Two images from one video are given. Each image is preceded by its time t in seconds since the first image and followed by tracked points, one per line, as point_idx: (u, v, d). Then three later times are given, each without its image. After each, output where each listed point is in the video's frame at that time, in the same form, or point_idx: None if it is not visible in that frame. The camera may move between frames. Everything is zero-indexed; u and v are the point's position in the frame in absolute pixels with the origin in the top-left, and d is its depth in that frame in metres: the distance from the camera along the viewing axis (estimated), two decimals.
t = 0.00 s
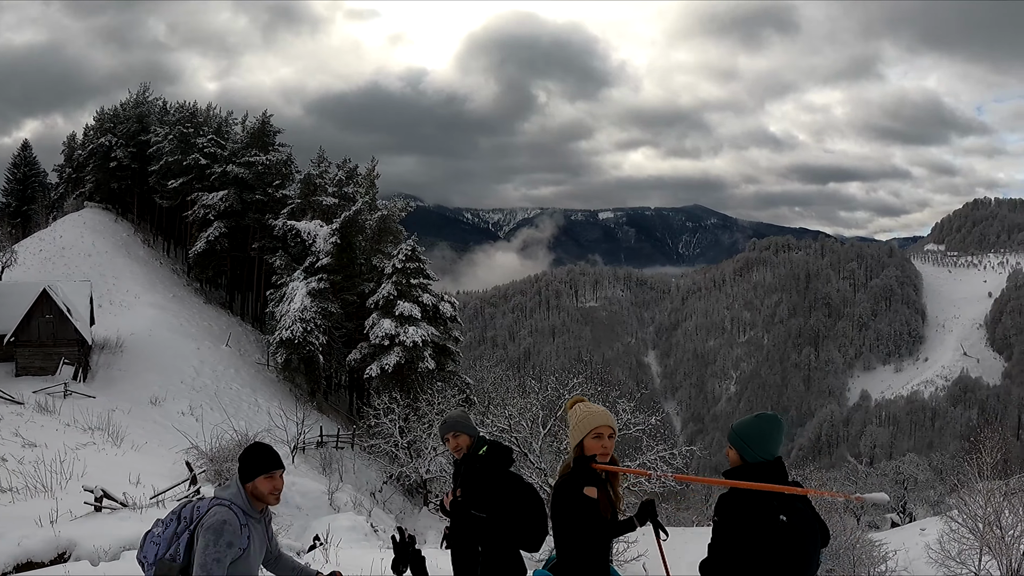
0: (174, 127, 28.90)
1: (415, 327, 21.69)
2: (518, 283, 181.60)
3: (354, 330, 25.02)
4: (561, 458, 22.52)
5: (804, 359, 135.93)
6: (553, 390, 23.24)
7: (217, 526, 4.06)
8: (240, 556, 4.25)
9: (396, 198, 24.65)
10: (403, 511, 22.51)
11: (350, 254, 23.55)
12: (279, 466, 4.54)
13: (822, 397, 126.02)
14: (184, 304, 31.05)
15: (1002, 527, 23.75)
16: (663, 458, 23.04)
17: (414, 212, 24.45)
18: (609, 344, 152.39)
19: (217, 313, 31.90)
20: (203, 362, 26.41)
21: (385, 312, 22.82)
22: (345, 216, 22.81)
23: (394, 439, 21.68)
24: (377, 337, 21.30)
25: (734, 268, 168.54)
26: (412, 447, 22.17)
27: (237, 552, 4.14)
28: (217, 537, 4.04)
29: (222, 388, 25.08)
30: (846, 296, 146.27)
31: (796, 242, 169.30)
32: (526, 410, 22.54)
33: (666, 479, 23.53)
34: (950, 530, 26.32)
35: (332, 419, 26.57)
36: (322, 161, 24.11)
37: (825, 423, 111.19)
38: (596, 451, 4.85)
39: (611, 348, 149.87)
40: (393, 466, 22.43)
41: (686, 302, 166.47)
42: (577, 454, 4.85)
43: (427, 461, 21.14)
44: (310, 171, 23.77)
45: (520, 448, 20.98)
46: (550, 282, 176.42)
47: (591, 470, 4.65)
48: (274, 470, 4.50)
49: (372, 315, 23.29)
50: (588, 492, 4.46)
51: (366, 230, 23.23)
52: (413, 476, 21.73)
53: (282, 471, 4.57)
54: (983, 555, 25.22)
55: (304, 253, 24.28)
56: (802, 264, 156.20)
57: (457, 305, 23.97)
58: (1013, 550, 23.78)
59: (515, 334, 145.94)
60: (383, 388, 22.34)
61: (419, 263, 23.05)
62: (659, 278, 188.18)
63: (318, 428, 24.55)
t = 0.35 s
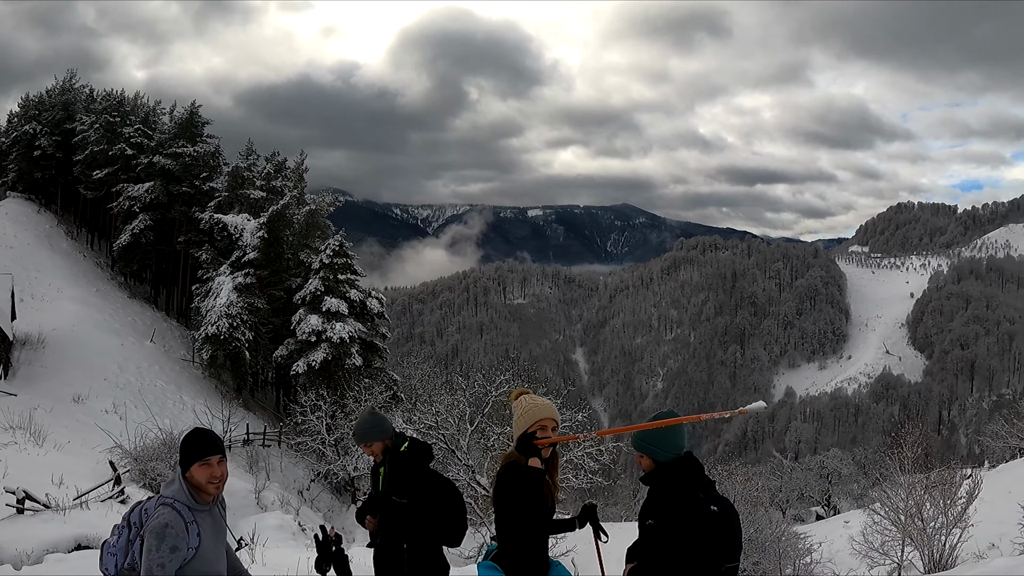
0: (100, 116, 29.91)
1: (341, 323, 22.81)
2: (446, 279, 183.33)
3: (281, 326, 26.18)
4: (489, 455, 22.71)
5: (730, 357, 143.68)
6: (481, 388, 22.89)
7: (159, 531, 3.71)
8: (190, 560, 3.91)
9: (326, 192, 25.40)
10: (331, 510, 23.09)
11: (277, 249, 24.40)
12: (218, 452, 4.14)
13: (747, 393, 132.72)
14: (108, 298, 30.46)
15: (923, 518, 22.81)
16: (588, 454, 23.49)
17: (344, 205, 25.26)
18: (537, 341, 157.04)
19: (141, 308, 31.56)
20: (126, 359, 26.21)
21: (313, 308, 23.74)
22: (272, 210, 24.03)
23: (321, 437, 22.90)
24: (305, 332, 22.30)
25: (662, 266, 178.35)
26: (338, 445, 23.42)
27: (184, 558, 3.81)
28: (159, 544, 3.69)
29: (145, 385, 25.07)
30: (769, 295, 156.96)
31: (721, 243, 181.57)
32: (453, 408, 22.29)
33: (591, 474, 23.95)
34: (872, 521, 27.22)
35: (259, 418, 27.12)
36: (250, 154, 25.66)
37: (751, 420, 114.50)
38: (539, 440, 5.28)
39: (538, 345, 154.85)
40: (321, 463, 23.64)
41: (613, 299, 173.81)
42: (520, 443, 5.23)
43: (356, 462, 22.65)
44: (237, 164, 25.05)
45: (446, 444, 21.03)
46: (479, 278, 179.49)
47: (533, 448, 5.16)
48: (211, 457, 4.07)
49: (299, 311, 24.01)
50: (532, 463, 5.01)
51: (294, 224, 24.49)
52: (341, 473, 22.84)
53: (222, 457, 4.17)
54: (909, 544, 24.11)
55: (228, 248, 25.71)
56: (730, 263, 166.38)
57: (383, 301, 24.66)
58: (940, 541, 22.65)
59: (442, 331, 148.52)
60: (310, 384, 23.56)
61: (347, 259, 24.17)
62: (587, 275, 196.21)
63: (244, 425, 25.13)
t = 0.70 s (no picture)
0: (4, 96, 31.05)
1: (247, 314, 22.88)
2: (353, 273, 187.32)
3: (185, 315, 26.93)
4: (397, 450, 23.06)
5: (634, 353, 156.88)
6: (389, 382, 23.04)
7: (104, 528, 4.10)
8: (131, 560, 4.30)
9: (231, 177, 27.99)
10: (236, 506, 23.09)
11: (182, 237, 25.59)
12: (167, 446, 4.56)
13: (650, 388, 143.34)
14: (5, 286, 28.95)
15: (824, 509, 22.48)
16: (498, 449, 23.29)
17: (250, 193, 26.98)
18: (445, 336, 166.21)
19: (43, 297, 30.30)
20: (26, 350, 25.28)
21: (219, 298, 23.73)
22: (179, 199, 24.69)
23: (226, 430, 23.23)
24: (209, 324, 22.25)
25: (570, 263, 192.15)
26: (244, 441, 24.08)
27: (127, 556, 4.23)
28: (103, 541, 4.09)
29: (45, 376, 24.31)
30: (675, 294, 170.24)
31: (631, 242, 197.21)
32: (359, 402, 22.29)
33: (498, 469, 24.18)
34: (774, 514, 28.18)
35: (160, 412, 27.23)
36: (156, 141, 27.49)
37: (657, 416, 123.22)
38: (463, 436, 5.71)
39: (446, 339, 163.72)
40: (226, 458, 23.96)
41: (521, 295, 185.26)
42: (444, 440, 5.59)
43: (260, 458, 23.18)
44: (144, 150, 27.05)
45: (352, 439, 20.76)
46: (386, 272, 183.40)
47: (460, 441, 5.50)
48: (161, 451, 4.51)
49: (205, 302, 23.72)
50: (459, 456, 5.32)
51: (198, 214, 25.41)
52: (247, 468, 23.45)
53: (171, 453, 4.59)
54: (811, 536, 23.81)
55: (133, 234, 27.11)
56: (637, 263, 180.46)
57: (289, 293, 25.81)
58: (840, 531, 22.30)
59: (351, 324, 153.74)
60: (215, 376, 23.56)
61: (254, 249, 24.34)
62: (495, 271, 207.85)
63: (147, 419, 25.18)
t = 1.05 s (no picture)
0: None
1: (120, 304, 21.25)
2: (231, 262, 184.87)
3: (55, 305, 24.79)
4: (271, 443, 22.48)
5: (512, 347, 165.97)
6: (265, 374, 22.06)
7: (8, 484, 4.03)
8: (34, 529, 4.24)
9: (108, 162, 26.31)
10: (108, 505, 21.44)
11: (54, 220, 23.14)
12: (79, 412, 4.66)
13: (528, 383, 154.14)
14: None
15: (698, 502, 23.45)
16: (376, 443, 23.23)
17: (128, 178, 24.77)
18: (324, 328, 170.09)
19: None
20: None
21: (91, 287, 22.03)
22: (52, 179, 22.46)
23: (97, 425, 21.88)
24: (79, 313, 20.22)
25: (450, 258, 202.05)
26: (117, 434, 23.19)
27: (30, 525, 4.17)
28: (5, 496, 3.98)
29: None
30: (552, 292, 184.47)
31: (509, 239, 210.54)
32: (233, 396, 21.60)
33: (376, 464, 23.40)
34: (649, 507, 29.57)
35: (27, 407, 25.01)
36: (29, 117, 25.29)
37: (534, 410, 133.29)
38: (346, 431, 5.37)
39: (324, 332, 167.79)
40: (97, 456, 22.51)
41: (400, 288, 191.96)
42: (327, 436, 5.25)
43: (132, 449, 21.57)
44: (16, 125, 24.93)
45: (227, 434, 20.20)
46: (263, 261, 182.73)
47: (342, 442, 5.16)
48: (73, 416, 4.59)
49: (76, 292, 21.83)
50: (340, 459, 4.99)
51: (73, 196, 23.27)
52: (117, 464, 22.11)
53: (82, 419, 4.67)
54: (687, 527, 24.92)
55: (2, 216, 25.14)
56: (517, 259, 192.78)
57: (166, 282, 24.45)
58: (714, 523, 23.10)
59: (227, 316, 152.34)
60: (85, 368, 21.38)
61: (129, 236, 22.64)
62: (375, 265, 213.53)
63: (13, 415, 22.86)
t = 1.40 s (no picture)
0: None
1: None
2: (62, 246, 168.60)
3: None
4: (102, 439, 21.71)
5: (352, 341, 164.15)
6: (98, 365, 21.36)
7: None
8: None
9: None
10: None
11: None
12: None
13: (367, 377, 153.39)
14: None
15: (536, 496, 23.83)
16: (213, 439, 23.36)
17: None
18: (156, 318, 161.28)
19: None
20: None
21: None
22: None
23: None
24: None
25: (291, 249, 196.85)
26: None
27: None
28: None
29: None
30: (394, 285, 182.64)
31: (351, 231, 207.17)
32: (62, 391, 20.56)
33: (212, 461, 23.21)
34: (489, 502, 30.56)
35: None
36: None
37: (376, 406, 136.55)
38: (172, 424, 5.72)
39: (157, 323, 159.36)
40: None
41: (239, 279, 184.49)
42: (155, 431, 5.61)
43: None
44: None
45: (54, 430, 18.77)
46: (98, 246, 169.26)
47: (167, 434, 5.60)
48: None
49: None
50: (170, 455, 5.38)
51: None
52: None
53: None
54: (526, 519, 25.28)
55: None
56: (359, 252, 189.96)
57: None
58: (552, 516, 23.55)
59: (58, 304, 144.52)
60: None
61: None
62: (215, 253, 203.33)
63: None
